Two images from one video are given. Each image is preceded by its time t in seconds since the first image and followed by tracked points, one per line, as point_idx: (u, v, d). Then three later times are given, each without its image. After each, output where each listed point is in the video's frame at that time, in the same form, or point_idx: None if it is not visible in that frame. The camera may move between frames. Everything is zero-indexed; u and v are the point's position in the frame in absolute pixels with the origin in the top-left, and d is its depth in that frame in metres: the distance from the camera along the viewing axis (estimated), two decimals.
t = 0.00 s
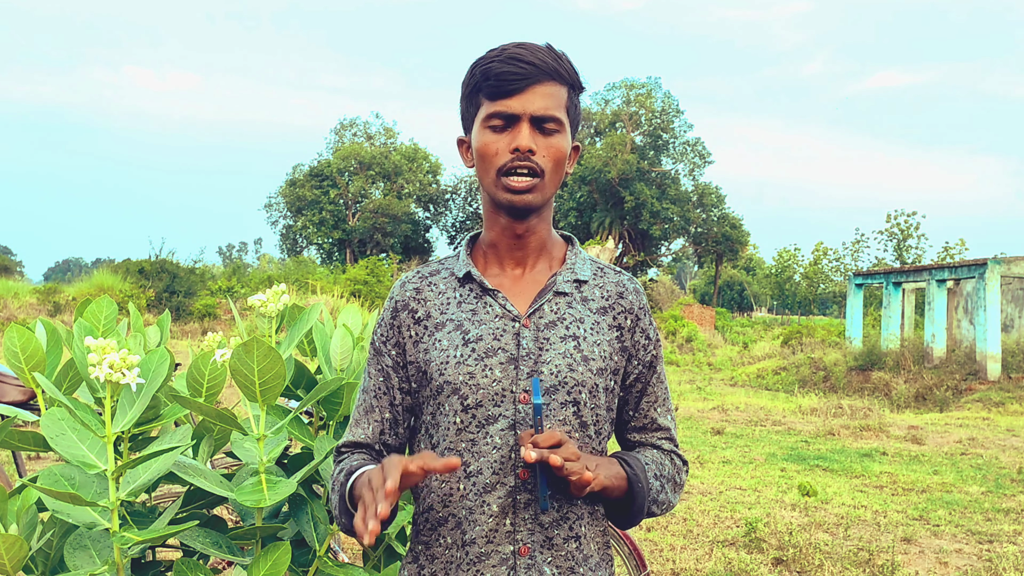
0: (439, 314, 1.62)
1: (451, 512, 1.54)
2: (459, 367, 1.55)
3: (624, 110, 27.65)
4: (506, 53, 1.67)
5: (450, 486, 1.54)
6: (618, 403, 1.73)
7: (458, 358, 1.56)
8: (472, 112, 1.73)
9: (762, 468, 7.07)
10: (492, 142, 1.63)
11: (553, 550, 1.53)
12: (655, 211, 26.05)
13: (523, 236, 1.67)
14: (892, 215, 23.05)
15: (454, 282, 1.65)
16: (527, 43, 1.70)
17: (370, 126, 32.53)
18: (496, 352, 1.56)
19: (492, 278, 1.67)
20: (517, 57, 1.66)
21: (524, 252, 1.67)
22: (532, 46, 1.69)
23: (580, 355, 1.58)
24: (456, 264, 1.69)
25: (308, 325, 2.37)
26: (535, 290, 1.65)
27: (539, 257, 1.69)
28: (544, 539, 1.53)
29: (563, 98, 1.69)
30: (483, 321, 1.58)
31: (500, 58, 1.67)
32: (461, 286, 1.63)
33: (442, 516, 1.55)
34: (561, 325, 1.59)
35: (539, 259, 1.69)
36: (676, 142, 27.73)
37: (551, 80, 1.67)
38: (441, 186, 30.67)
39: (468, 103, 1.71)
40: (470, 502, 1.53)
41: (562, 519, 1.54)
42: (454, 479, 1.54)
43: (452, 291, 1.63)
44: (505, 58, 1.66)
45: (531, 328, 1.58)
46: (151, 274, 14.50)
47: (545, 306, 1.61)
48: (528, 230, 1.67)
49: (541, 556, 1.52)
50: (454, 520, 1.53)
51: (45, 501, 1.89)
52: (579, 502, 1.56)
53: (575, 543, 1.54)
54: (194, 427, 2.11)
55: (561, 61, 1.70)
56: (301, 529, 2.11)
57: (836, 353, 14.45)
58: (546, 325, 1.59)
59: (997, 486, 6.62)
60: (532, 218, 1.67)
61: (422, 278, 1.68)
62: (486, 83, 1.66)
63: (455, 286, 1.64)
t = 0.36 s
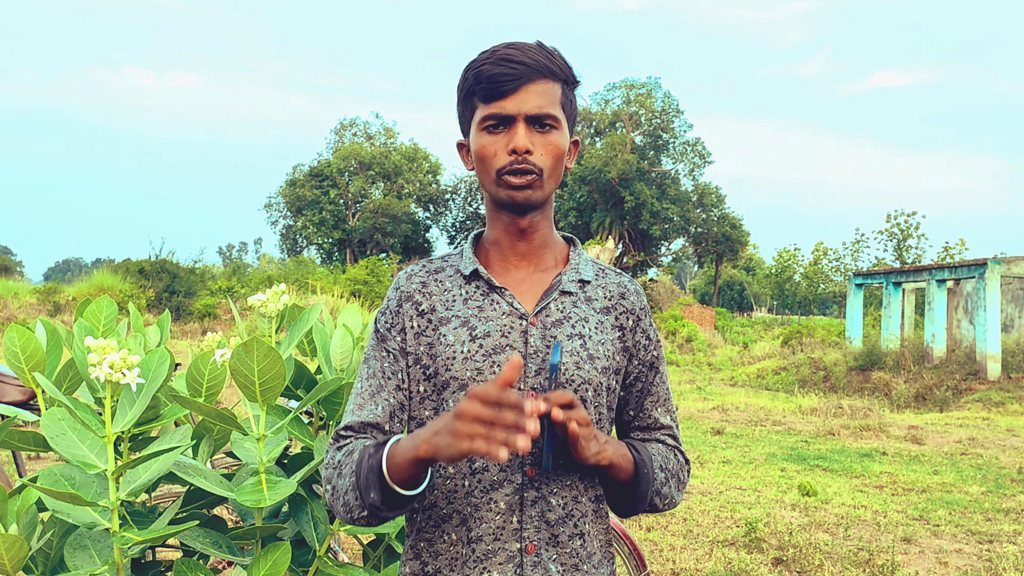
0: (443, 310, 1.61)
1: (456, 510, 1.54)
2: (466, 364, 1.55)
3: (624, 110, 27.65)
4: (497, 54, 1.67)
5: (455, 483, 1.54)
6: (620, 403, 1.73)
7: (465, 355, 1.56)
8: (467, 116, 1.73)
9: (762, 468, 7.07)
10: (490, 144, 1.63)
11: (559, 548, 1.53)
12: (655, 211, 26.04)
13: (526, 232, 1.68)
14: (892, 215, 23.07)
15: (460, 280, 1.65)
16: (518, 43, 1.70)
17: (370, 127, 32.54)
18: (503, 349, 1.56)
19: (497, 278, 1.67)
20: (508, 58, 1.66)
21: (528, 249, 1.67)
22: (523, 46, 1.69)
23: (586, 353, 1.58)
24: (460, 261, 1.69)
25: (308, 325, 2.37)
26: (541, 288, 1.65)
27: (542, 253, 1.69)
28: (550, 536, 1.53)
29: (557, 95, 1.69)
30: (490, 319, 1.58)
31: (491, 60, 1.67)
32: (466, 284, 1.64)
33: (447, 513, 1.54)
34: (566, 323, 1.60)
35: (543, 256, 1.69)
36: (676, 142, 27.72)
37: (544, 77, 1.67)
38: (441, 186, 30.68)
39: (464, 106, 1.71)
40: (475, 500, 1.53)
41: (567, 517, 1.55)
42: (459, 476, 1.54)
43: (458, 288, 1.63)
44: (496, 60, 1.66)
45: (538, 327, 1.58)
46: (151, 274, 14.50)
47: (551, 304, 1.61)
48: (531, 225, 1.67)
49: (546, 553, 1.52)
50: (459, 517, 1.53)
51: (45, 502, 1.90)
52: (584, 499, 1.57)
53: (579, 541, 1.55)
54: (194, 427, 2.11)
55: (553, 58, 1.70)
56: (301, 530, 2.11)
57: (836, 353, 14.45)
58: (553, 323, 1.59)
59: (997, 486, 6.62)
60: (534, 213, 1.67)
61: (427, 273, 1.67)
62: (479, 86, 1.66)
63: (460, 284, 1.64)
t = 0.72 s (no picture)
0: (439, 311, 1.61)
1: (448, 508, 1.54)
2: (459, 364, 1.56)
3: (624, 110, 27.65)
4: (498, 53, 1.67)
5: (447, 482, 1.54)
6: (621, 405, 1.72)
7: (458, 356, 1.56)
8: (467, 114, 1.73)
9: (762, 468, 7.07)
10: (488, 143, 1.63)
11: (551, 549, 1.53)
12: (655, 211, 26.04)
13: (524, 230, 1.67)
14: (892, 215, 23.09)
15: (457, 280, 1.64)
16: (519, 44, 1.70)
17: (370, 127, 32.55)
18: (495, 350, 1.56)
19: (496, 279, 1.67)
20: (508, 57, 1.66)
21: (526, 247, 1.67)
22: (524, 45, 1.68)
23: (579, 354, 1.58)
24: (459, 263, 1.69)
25: (308, 325, 2.37)
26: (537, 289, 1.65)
27: (539, 253, 1.69)
28: (541, 536, 1.53)
29: (557, 95, 1.68)
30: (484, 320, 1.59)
31: (491, 59, 1.67)
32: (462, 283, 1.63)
33: (440, 512, 1.55)
34: (560, 323, 1.59)
35: (541, 256, 1.69)
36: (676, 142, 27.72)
37: (544, 78, 1.67)
38: (441, 186, 30.68)
39: (463, 104, 1.71)
40: (467, 498, 1.53)
41: (558, 519, 1.54)
42: (452, 475, 1.54)
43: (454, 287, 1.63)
44: (496, 59, 1.66)
45: (530, 327, 1.58)
46: (151, 274, 14.51)
47: (546, 304, 1.61)
48: (528, 224, 1.67)
49: (537, 554, 1.52)
50: (450, 516, 1.53)
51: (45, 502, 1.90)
52: (577, 501, 1.56)
53: (572, 542, 1.54)
54: (194, 427, 2.11)
55: (554, 58, 1.70)
56: (301, 530, 2.11)
57: (836, 353, 14.45)
58: (547, 324, 1.59)
59: (997, 486, 6.62)
60: (532, 212, 1.66)
61: (427, 274, 1.67)
62: (479, 86, 1.66)
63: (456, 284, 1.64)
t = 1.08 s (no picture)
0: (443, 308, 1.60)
1: (449, 508, 1.54)
2: (464, 363, 1.55)
3: (624, 110, 27.64)
4: (510, 53, 1.67)
5: (449, 482, 1.54)
6: (617, 405, 1.73)
7: (463, 354, 1.56)
8: (476, 112, 1.73)
9: (762, 468, 7.07)
10: (495, 142, 1.63)
11: (553, 549, 1.53)
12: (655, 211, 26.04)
13: (527, 230, 1.67)
14: (892, 215, 23.10)
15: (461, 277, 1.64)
16: (531, 44, 1.70)
17: (370, 126, 32.56)
18: (500, 350, 1.56)
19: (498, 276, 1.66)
20: (520, 57, 1.66)
21: (528, 246, 1.66)
22: (537, 46, 1.69)
23: (583, 356, 1.58)
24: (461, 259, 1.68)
25: (308, 325, 2.37)
26: (540, 289, 1.65)
27: (542, 255, 1.68)
28: (544, 536, 1.54)
29: (567, 98, 1.68)
30: (488, 318, 1.58)
31: (503, 58, 1.67)
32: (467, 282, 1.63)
33: (441, 511, 1.54)
34: (564, 324, 1.59)
35: (543, 257, 1.68)
36: (676, 142, 27.72)
37: (555, 80, 1.67)
38: (441, 186, 30.68)
39: (473, 102, 1.71)
40: (470, 499, 1.53)
41: (562, 519, 1.55)
42: (454, 475, 1.54)
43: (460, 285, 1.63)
44: (508, 58, 1.66)
45: (535, 328, 1.58)
46: (151, 274, 14.53)
47: (550, 306, 1.60)
48: (532, 224, 1.67)
49: (540, 554, 1.53)
50: (452, 515, 1.53)
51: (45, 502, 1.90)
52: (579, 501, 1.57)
53: (575, 542, 1.55)
54: (195, 427, 2.11)
55: (566, 60, 1.70)
56: (301, 530, 2.11)
57: (836, 354, 14.45)
58: (551, 325, 1.59)
59: (997, 486, 6.62)
60: (535, 213, 1.66)
61: (429, 271, 1.67)
62: (489, 84, 1.66)
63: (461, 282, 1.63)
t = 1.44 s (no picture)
0: (443, 315, 1.60)
1: (453, 515, 1.53)
2: (464, 369, 1.55)
3: (624, 110, 27.63)
4: (515, 56, 1.66)
5: (453, 488, 1.54)
6: (620, 402, 1.73)
7: (464, 360, 1.56)
8: (479, 115, 1.72)
9: (762, 468, 7.07)
10: (501, 149, 1.63)
11: (557, 552, 1.53)
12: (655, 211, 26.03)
13: (530, 235, 1.67)
14: (892, 215, 23.09)
15: (460, 282, 1.63)
16: (537, 45, 1.69)
17: (370, 126, 32.57)
18: (501, 355, 1.55)
19: (498, 280, 1.66)
20: (527, 63, 1.65)
21: (531, 250, 1.66)
22: (543, 49, 1.68)
23: (584, 358, 1.58)
24: (460, 262, 1.68)
25: (308, 325, 2.37)
26: (542, 292, 1.65)
27: (544, 258, 1.68)
28: (548, 539, 1.53)
29: (572, 103, 1.69)
30: (489, 323, 1.58)
31: (508, 62, 1.66)
32: (466, 286, 1.63)
33: (445, 519, 1.54)
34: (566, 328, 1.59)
35: (545, 261, 1.69)
36: (676, 142, 27.72)
37: (561, 86, 1.67)
38: (441, 186, 30.69)
39: (476, 105, 1.70)
40: (473, 504, 1.52)
41: (564, 522, 1.54)
42: (458, 481, 1.54)
43: (458, 291, 1.62)
44: (514, 63, 1.65)
45: (537, 330, 1.58)
46: (151, 274, 14.54)
47: (551, 308, 1.60)
48: (535, 229, 1.67)
49: (544, 557, 1.52)
50: (456, 522, 1.53)
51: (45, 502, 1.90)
52: (581, 502, 1.57)
53: (577, 545, 1.55)
54: (194, 427, 2.11)
55: (572, 63, 1.70)
56: (301, 529, 2.11)
57: (836, 354, 14.45)
58: (552, 328, 1.59)
59: (997, 486, 6.61)
60: (538, 218, 1.66)
61: (425, 276, 1.67)
62: (494, 89, 1.65)
63: (460, 287, 1.63)
